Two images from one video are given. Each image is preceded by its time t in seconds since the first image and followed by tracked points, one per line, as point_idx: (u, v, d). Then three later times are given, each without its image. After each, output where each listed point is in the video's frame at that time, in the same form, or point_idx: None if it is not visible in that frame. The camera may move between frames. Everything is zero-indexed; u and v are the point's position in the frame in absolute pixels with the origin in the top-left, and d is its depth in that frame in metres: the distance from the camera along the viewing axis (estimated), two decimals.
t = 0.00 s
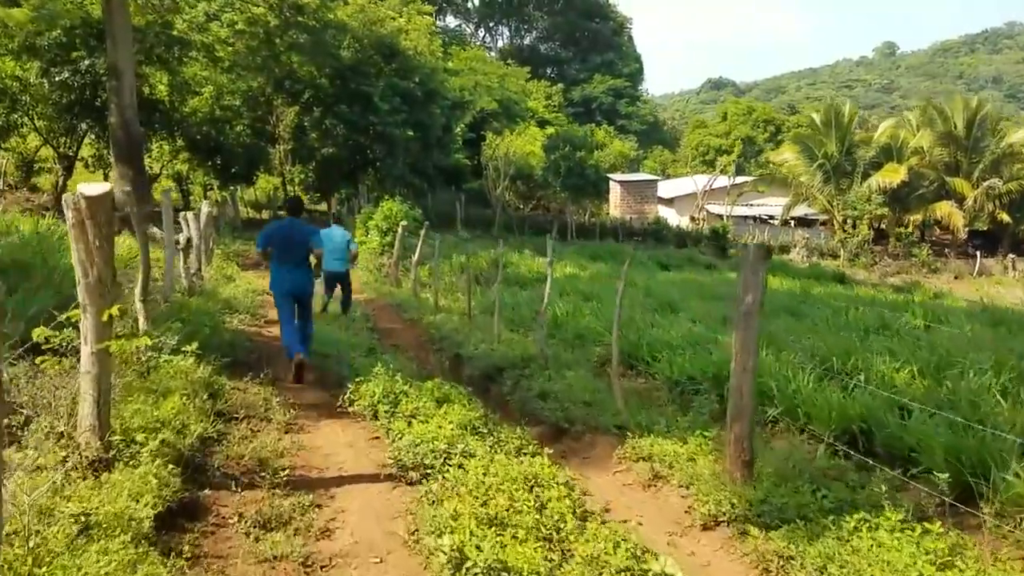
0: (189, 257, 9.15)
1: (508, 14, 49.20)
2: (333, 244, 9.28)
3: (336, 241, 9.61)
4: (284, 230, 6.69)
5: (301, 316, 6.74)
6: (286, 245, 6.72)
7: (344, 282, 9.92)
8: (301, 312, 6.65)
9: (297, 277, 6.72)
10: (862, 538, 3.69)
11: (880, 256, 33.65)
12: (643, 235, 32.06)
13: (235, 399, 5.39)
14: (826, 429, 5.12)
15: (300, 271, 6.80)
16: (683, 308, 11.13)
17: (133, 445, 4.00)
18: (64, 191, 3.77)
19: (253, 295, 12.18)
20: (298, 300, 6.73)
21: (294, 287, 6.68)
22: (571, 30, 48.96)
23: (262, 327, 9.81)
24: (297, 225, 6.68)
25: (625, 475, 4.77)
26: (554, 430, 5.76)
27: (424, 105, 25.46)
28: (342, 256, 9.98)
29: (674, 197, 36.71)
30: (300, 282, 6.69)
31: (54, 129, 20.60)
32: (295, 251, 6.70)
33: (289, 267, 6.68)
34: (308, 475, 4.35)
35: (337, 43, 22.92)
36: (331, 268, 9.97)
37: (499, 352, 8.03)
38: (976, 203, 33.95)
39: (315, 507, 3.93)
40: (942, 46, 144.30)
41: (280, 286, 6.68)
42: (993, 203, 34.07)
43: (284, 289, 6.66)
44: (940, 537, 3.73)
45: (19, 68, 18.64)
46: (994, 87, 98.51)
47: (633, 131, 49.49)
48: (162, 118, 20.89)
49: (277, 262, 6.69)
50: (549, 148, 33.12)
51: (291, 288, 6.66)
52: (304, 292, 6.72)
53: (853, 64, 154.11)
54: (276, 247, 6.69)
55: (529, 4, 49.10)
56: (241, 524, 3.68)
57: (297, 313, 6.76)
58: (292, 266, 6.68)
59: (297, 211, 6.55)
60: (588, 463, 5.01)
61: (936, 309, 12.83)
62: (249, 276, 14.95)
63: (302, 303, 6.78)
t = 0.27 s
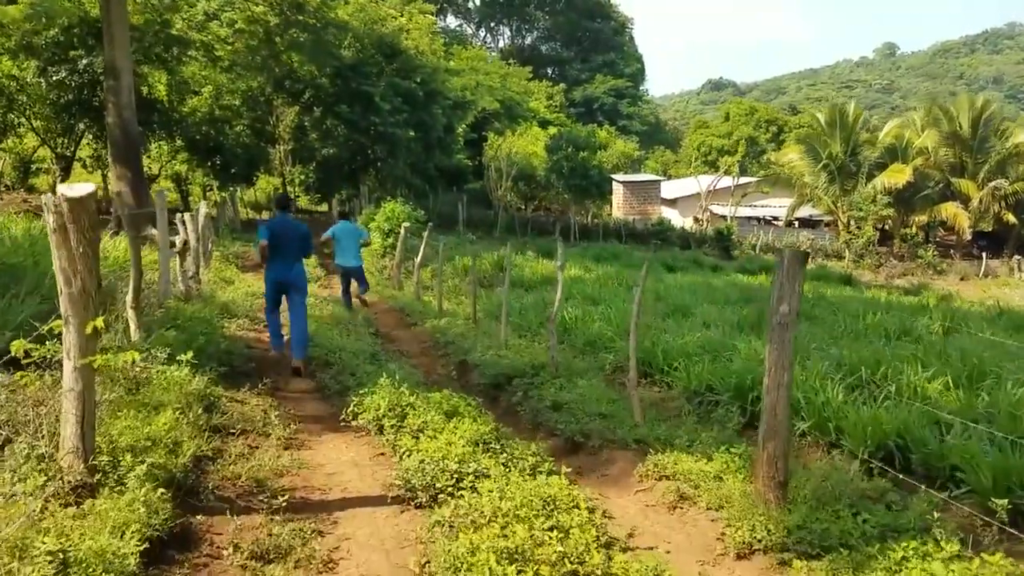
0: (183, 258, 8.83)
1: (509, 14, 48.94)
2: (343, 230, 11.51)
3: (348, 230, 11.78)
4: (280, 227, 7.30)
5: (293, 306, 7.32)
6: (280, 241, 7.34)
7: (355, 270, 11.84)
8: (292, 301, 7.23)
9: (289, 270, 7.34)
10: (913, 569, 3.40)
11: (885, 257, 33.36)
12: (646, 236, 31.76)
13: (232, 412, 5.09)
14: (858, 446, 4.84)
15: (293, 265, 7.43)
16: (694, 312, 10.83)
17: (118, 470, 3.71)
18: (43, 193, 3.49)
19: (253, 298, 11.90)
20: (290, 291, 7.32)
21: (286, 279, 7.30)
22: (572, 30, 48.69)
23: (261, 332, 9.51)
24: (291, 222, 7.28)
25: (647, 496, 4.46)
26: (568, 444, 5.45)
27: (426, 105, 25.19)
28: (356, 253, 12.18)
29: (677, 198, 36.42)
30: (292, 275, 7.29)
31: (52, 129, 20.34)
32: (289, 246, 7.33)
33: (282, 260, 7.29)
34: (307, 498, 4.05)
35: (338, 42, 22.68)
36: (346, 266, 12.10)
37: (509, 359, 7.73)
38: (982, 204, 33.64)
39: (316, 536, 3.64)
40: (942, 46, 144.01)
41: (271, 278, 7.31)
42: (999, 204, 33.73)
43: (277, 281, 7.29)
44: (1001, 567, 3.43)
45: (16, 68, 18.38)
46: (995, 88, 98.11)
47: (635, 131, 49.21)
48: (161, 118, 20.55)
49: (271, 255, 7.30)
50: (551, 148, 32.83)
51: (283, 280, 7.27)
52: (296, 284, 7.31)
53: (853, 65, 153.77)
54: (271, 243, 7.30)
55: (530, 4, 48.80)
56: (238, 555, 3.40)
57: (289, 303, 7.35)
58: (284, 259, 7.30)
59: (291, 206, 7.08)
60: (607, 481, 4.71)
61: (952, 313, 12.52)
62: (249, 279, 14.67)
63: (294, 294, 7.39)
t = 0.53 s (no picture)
0: (179, 262, 8.55)
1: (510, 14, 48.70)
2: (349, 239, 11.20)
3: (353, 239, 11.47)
4: (267, 232, 7.41)
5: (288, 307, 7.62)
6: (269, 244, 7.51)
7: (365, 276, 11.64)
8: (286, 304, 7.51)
9: (281, 271, 7.54)
10: None
11: (890, 259, 33.09)
12: (649, 237, 31.49)
13: (226, 428, 4.85)
14: (889, 464, 4.61)
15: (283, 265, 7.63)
16: (702, 316, 10.59)
17: (100, 501, 3.46)
18: (21, 197, 3.29)
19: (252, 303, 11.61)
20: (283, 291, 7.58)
21: (278, 281, 7.52)
22: (573, 30, 48.46)
23: (260, 337, 9.25)
24: (279, 229, 7.38)
25: (668, 519, 4.20)
26: (581, 459, 5.18)
27: (427, 106, 24.93)
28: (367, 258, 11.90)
29: (679, 199, 36.16)
30: (283, 278, 7.53)
31: (49, 129, 20.07)
32: (278, 249, 7.49)
33: (272, 263, 7.46)
34: (305, 523, 3.80)
35: (339, 42, 22.45)
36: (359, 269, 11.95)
37: (516, 367, 7.48)
38: (987, 205, 33.38)
39: (316, 568, 3.38)
40: (942, 47, 143.71)
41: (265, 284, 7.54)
42: (1004, 205, 33.47)
43: (270, 283, 7.52)
44: None
45: (13, 68, 18.14)
46: (996, 88, 97.79)
47: (636, 132, 48.95)
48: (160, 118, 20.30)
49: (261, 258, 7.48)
50: (553, 149, 32.56)
51: (275, 284, 7.51)
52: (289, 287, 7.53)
53: (853, 65, 153.47)
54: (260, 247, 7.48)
55: (531, 4, 48.50)
56: None
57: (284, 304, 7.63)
58: (275, 262, 7.48)
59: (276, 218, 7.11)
60: (624, 503, 4.44)
61: (965, 317, 12.26)
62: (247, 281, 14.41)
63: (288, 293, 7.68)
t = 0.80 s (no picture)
0: (174, 268, 8.24)
1: (511, 14, 48.48)
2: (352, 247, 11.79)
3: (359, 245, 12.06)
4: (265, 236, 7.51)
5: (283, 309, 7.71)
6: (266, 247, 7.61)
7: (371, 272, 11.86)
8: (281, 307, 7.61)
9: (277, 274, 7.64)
10: None
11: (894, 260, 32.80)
12: (652, 239, 31.21)
13: (219, 446, 4.59)
14: (924, 486, 4.39)
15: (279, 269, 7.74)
16: (711, 322, 10.32)
17: (78, 539, 3.20)
18: None
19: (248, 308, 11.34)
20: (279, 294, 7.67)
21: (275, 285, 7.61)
22: (574, 30, 48.24)
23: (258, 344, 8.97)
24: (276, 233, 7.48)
25: (690, 547, 3.94)
26: (595, 478, 4.90)
27: (428, 106, 24.67)
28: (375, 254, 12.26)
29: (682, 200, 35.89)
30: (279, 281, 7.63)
31: (46, 129, 19.80)
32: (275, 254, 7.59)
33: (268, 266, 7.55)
34: (302, 555, 3.54)
35: (339, 42, 22.20)
36: (364, 265, 12.37)
37: (522, 376, 7.21)
38: (992, 206, 33.08)
39: None
40: (943, 48, 143.33)
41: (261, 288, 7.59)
42: (1009, 207, 33.17)
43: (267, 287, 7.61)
44: None
45: (9, 68, 17.89)
46: (997, 89, 97.43)
47: (638, 133, 48.68)
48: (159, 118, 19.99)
49: (258, 261, 7.57)
50: (555, 150, 32.27)
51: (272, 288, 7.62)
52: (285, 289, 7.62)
53: (854, 66, 153.13)
54: (258, 251, 7.58)
55: (532, 4, 48.27)
56: None
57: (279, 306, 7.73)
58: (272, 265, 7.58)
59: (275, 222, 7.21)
60: (643, 528, 4.18)
61: (980, 322, 11.96)
62: (245, 284, 14.15)
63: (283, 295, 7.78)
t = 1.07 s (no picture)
0: (167, 266, 7.92)
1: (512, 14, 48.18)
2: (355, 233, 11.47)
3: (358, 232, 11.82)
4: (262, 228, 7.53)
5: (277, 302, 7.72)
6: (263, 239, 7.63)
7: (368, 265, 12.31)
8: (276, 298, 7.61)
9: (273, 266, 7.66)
10: None
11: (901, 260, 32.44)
12: (656, 238, 30.88)
13: (206, 455, 4.28)
14: (965, 498, 4.20)
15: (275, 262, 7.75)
16: (723, 322, 9.99)
17: (41, 565, 2.88)
18: None
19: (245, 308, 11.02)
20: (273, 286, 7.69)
21: (270, 277, 7.62)
22: (576, 30, 47.94)
23: (254, 345, 8.62)
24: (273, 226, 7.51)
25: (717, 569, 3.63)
26: (612, 490, 4.55)
27: (430, 104, 24.36)
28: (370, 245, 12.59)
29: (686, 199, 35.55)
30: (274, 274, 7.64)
31: (43, 126, 19.44)
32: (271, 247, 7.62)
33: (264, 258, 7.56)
34: None
35: (340, 39, 21.90)
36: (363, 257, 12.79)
37: (530, 380, 6.88)
38: (999, 206, 32.74)
39: None
40: (945, 49, 142.90)
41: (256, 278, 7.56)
42: (1016, 206, 32.83)
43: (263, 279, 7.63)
44: None
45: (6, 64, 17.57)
46: (999, 89, 97.04)
47: (641, 133, 48.32)
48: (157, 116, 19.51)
49: (255, 253, 7.58)
50: (558, 148, 31.95)
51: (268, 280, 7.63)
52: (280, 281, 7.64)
53: (856, 66, 152.72)
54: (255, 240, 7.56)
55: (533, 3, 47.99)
56: None
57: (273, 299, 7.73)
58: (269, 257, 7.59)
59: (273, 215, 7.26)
60: (665, 547, 3.87)
61: (997, 322, 11.63)
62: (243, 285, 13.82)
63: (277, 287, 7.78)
